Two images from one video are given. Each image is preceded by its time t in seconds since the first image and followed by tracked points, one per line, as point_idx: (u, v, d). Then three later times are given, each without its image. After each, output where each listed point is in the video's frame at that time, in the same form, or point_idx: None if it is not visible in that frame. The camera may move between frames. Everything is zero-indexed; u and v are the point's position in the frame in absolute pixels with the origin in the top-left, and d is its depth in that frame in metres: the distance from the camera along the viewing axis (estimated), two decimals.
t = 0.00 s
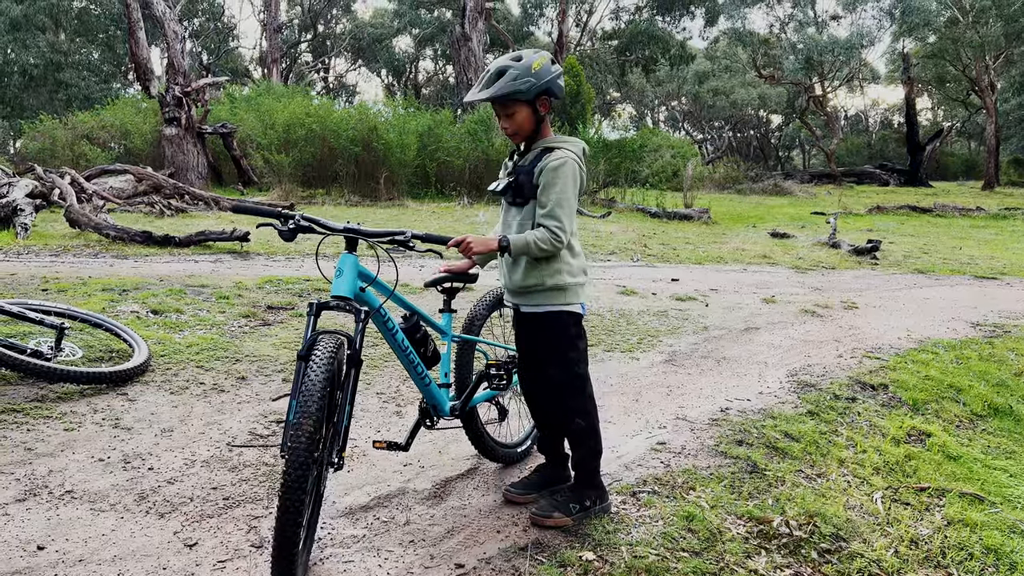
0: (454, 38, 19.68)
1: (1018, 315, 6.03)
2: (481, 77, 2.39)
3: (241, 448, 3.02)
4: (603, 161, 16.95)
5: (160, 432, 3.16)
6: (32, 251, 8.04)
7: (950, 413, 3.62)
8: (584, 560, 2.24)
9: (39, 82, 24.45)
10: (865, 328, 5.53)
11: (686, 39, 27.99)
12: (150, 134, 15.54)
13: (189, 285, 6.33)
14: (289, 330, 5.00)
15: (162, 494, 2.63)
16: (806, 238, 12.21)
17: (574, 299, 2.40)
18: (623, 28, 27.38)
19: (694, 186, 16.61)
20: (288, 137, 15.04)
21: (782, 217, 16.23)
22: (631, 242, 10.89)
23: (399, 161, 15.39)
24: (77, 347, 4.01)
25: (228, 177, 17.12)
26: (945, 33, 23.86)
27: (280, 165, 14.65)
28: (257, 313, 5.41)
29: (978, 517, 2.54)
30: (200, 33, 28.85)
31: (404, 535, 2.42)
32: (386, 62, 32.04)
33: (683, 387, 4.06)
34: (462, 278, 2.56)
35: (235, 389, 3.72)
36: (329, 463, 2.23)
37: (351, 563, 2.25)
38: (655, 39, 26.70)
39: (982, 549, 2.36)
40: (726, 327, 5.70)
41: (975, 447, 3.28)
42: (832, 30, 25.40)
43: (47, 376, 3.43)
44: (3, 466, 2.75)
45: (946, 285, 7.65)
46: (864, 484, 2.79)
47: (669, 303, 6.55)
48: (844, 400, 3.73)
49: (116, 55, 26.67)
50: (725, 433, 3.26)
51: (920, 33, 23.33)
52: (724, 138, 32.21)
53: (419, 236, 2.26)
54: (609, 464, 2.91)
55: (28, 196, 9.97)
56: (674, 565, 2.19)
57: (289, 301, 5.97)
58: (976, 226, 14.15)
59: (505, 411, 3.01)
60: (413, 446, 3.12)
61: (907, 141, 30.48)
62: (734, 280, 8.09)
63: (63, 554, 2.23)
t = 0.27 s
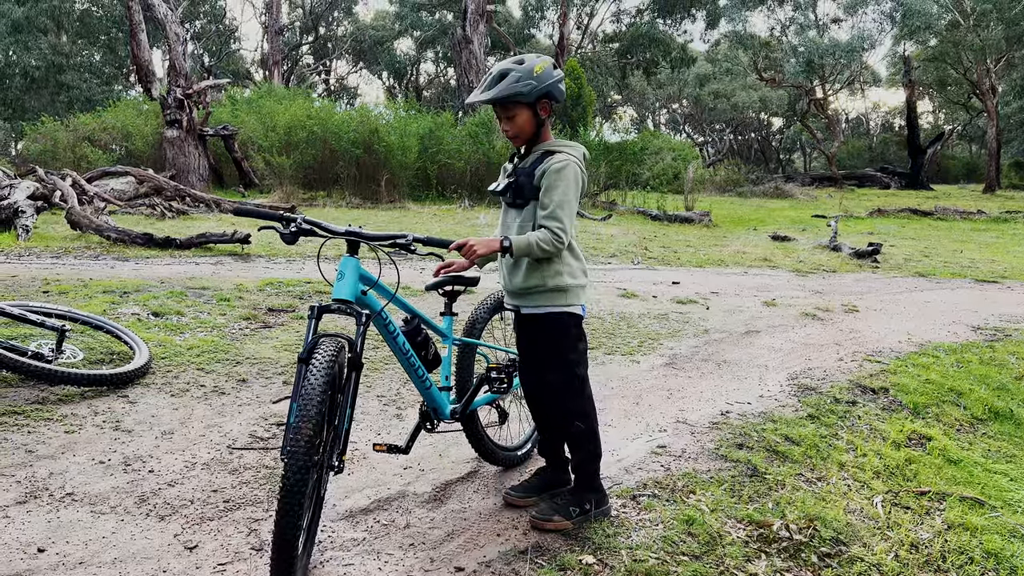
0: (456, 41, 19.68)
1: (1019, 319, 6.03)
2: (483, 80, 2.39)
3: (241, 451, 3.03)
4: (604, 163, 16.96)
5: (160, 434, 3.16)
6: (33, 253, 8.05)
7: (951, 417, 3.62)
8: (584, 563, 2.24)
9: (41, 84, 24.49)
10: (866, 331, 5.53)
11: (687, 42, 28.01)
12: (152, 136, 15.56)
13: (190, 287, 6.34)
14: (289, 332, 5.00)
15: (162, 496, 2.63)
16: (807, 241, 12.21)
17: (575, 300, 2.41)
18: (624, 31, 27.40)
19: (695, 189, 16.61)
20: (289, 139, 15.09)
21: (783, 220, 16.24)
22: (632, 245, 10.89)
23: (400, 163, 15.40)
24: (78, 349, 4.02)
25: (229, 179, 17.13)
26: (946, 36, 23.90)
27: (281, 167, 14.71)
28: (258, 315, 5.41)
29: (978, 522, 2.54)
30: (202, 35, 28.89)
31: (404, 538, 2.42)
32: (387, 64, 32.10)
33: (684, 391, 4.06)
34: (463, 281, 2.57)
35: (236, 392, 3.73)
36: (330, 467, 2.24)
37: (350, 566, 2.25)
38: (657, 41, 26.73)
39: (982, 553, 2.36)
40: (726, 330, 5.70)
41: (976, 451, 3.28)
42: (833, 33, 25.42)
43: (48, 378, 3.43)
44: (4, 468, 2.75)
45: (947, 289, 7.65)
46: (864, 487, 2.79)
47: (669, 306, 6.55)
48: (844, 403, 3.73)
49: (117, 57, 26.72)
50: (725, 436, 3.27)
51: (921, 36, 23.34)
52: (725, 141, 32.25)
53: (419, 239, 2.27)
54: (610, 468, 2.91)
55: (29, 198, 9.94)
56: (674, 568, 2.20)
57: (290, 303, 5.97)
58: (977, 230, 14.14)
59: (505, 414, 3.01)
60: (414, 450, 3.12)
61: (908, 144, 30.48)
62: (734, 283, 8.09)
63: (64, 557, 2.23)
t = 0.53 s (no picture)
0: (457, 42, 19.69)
1: (1020, 322, 6.03)
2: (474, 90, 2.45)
3: (242, 452, 3.03)
4: (604, 165, 16.95)
5: (161, 436, 3.16)
6: (34, 254, 8.06)
7: (951, 420, 3.62)
8: (583, 565, 2.24)
9: (43, 85, 24.51)
10: (867, 334, 5.52)
11: (688, 44, 28.01)
12: (153, 137, 15.58)
13: (191, 289, 6.35)
14: (290, 334, 5.01)
15: (162, 498, 2.63)
16: (808, 244, 12.21)
17: (573, 301, 2.41)
18: (625, 33, 27.41)
19: (696, 191, 16.60)
20: (290, 141, 15.14)
21: (783, 222, 16.24)
22: (632, 247, 10.89)
23: (401, 165, 15.39)
24: (79, 350, 4.02)
25: (231, 181, 17.14)
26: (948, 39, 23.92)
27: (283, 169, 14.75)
28: (258, 317, 5.41)
29: (978, 524, 2.54)
30: (203, 37, 28.90)
31: (404, 540, 2.42)
32: (389, 66, 32.13)
33: (685, 393, 4.06)
34: (465, 284, 2.59)
35: (236, 393, 3.73)
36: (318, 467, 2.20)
37: (350, 569, 2.25)
38: (658, 43, 26.76)
39: (982, 556, 2.36)
40: (727, 332, 5.70)
41: (977, 453, 3.28)
42: (834, 36, 25.42)
43: (49, 379, 3.44)
44: (5, 470, 2.76)
45: (947, 292, 7.65)
46: (865, 490, 2.79)
47: (670, 308, 6.54)
48: (845, 406, 3.73)
49: (119, 59, 26.75)
50: (726, 439, 3.26)
51: (922, 38, 23.32)
52: (726, 143, 32.24)
53: (420, 238, 2.26)
54: (610, 470, 2.91)
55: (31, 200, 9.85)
56: (674, 571, 2.19)
57: (291, 305, 5.98)
58: (978, 232, 14.13)
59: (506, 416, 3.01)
60: (414, 451, 3.12)
61: (909, 147, 30.47)
62: (735, 286, 8.09)
63: (64, 558, 2.23)
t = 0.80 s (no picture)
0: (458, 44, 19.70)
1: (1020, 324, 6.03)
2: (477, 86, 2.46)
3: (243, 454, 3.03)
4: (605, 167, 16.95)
5: (161, 437, 3.17)
6: (35, 255, 8.07)
7: (951, 421, 3.62)
8: (584, 567, 2.24)
9: (44, 86, 24.52)
10: (867, 335, 5.52)
11: (689, 46, 28.02)
12: (154, 139, 15.59)
13: (192, 290, 6.35)
14: (290, 335, 5.01)
15: (163, 499, 2.64)
16: (808, 245, 12.21)
17: (568, 300, 2.41)
18: (626, 35, 27.41)
19: (696, 192, 16.60)
20: (291, 142, 15.16)
21: (784, 223, 16.24)
22: (633, 248, 10.89)
23: (402, 166, 15.38)
24: (80, 351, 4.02)
25: (232, 181, 17.15)
26: (949, 41, 23.93)
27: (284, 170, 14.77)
28: (259, 318, 5.42)
29: (979, 526, 2.54)
30: (205, 38, 28.92)
31: (404, 541, 2.43)
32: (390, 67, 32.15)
33: (685, 394, 4.06)
34: (477, 286, 2.64)
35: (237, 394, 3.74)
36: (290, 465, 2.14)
37: (351, 570, 2.26)
38: (659, 45, 26.79)
39: (983, 558, 2.35)
40: (728, 334, 5.70)
41: (978, 455, 3.28)
42: (835, 37, 25.43)
43: (50, 380, 3.45)
44: (6, 470, 2.76)
45: (948, 293, 7.64)
46: (865, 492, 2.79)
47: (671, 310, 6.54)
48: (845, 408, 3.73)
49: (120, 60, 26.76)
50: (726, 440, 3.26)
51: (923, 40, 23.34)
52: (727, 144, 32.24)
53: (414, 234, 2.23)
54: (610, 472, 2.91)
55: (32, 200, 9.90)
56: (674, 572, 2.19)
57: (292, 306, 5.98)
58: (979, 234, 14.12)
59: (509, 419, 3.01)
60: (414, 452, 3.12)
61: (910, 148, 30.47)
62: (736, 287, 8.09)
63: (64, 559, 2.23)
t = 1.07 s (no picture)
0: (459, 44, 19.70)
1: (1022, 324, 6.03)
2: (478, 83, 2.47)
3: (243, 454, 3.03)
4: (606, 167, 16.96)
5: (163, 436, 3.17)
6: (36, 254, 8.07)
7: (953, 422, 3.61)
8: (584, 567, 2.23)
9: (46, 86, 24.56)
10: (868, 336, 5.52)
11: (690, 46, 28.02)
12: (155, 138, 15.61)
13: (193, 289, 6.35)
14: (291, 335, 5.01)
15: (164, 499, 2.64)
16: (809, 246, 12.21)
17: (572, 298, 2.42)
18: (627, 35, 27.43)
19: (697, 192, 16.60)
20: (292, 142, 15.17)
21: (785, 224, 16.24)
22: (634, 248, 10.89)
23: (403, 166, 15.37)
24: (81, 351, 4.03)
25: (233, 181, 17.16)
26: (950, 41, 23.91)
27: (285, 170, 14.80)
28: (260, 317, 5.42)
29: (980, 527, 2.54)
30: (206, 38, 28.94)
31: (405, 541, 2.43)
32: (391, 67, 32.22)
33: (687, 395, 4.06)
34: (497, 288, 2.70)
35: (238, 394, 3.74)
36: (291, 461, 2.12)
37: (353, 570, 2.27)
38: (660, 45, 26.81)
39: (984, 559, 2.35)
40: (729, 334, 5.70)
41: (979, 456, 3.28)
42: (836, 38, 25.44)
43: (51, 379, 3.45)
44: (7, 469, 2.76)
45: (949, 294, 7.64)
46: (866, 493, 2.78)
47: (672, 310, 6.54)
48: (846, 408, 3.73)
49: (121, 59, 26.78)
50: (727, 441, 3.26)
51: (924, 40, 23.34)
52: (729, 144, 32.24)
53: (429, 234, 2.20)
54: (612, 472, 2.91)
55: (33, 200, 9.92)
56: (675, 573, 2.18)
57: (293, 306, 5.98)
58: (980, 235, 14.12)
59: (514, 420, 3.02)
60: (416, 452, 3.12)
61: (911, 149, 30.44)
62: (737, 287, 8.09)
63: (66, 559, 2.24)
